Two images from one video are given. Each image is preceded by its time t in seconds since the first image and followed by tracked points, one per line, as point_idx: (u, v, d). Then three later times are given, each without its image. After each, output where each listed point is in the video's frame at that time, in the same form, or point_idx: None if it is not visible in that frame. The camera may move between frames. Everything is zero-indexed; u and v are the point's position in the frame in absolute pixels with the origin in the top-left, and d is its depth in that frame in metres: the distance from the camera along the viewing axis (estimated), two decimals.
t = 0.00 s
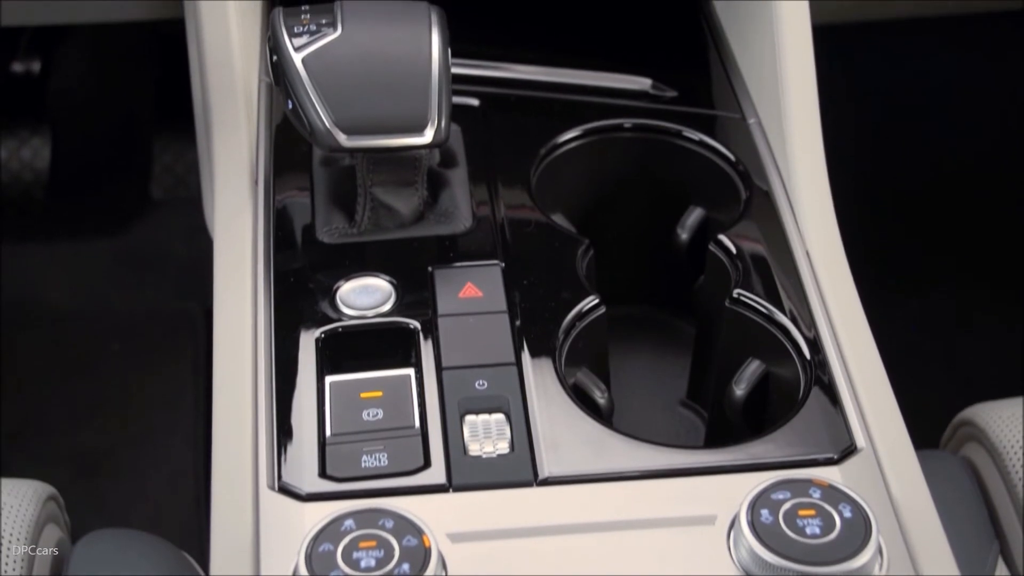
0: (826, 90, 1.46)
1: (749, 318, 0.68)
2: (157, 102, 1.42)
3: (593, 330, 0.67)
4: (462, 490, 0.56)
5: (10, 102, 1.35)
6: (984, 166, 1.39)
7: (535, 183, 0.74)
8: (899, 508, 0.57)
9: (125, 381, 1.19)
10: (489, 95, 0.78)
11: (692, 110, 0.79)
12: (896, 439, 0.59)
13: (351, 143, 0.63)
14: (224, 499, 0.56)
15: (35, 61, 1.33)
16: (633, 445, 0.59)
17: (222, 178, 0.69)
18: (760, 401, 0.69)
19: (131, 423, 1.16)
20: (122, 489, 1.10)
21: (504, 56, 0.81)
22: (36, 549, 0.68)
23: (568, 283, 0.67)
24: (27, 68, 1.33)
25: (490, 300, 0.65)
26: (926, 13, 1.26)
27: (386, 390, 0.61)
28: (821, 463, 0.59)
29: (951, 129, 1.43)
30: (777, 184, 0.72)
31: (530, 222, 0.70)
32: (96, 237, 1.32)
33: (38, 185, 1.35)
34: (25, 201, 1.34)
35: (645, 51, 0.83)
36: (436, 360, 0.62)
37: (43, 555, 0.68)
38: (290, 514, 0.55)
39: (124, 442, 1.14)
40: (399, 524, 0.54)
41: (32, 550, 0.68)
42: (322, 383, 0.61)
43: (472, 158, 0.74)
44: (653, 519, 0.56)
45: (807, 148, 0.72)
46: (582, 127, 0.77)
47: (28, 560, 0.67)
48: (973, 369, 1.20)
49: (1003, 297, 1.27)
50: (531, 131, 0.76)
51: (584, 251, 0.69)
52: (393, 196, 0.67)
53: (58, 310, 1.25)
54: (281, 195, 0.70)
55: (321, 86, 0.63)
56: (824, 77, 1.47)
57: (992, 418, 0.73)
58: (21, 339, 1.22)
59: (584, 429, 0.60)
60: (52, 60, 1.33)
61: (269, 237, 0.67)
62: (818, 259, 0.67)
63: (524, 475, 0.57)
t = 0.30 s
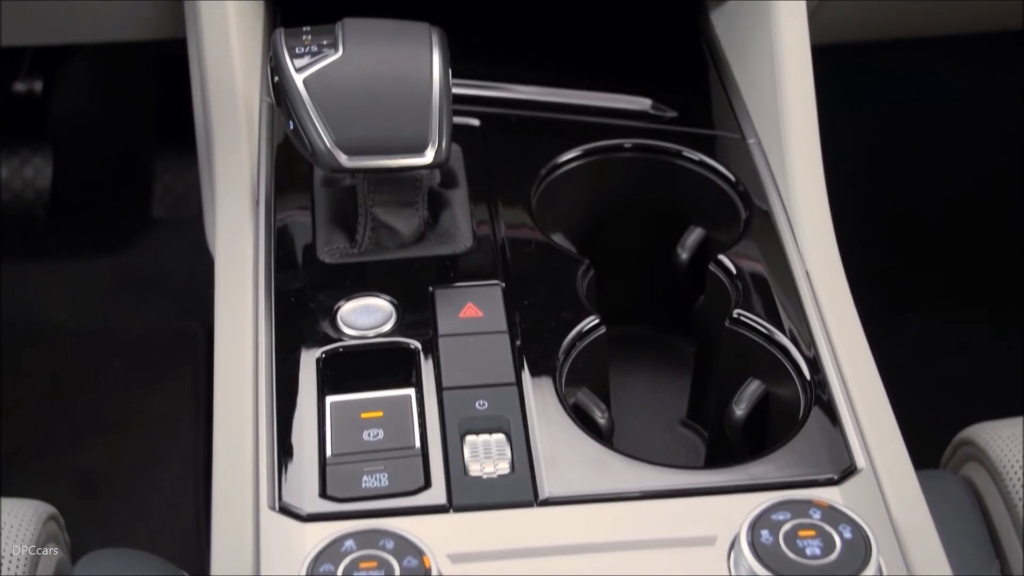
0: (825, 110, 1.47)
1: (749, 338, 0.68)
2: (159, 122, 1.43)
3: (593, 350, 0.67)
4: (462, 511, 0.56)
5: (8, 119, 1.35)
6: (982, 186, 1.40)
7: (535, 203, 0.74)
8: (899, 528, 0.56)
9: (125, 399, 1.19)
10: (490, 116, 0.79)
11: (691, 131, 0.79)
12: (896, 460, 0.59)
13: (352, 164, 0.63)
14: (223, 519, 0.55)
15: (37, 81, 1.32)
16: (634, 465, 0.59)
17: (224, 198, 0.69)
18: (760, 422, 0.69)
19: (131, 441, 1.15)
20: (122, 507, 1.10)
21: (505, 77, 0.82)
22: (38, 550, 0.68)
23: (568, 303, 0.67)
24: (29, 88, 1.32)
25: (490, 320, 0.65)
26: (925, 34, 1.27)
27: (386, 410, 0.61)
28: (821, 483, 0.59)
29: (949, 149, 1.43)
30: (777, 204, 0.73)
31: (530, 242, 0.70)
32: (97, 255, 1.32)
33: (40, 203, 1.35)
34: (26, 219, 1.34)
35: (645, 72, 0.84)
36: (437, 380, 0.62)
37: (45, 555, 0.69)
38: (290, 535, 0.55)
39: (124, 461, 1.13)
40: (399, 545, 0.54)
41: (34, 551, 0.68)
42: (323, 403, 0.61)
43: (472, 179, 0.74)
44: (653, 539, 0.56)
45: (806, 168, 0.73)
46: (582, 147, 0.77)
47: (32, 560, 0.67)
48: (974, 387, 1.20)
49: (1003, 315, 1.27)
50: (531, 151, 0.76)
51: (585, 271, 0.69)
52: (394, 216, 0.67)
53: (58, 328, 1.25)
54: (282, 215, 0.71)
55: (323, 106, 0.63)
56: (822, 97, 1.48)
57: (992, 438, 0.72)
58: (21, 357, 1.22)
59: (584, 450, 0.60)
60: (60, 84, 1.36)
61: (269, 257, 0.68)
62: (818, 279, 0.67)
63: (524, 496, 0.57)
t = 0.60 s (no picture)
0: (824, 127, 1.47)
1: (749, 357, 0.68)
2: (160, 139, 1.44)
3: (592, 369, 0.67)
4: (462, 530, 0.56)
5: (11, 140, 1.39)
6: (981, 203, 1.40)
7: (536, 222, 0.74)
8: (900, 547, 0.56)
9: (124, 416, 1.18)
10: (490, 134, 0.79)
11: (691, 149, 0.80)
12: (896, 479, 0.59)
13: (353, 182, 0.63)
14: (223, 538, 0.55)
15: (38, 98, 1.38)
16: (634, 484, 0.59)
17: (225, 216, 0.70)
18: (761, 440, 0.69)
19: (130, 458, 1.15)
20: (121, 525, 1.10)
21: (505, 96, 0.82)
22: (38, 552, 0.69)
23: (568, 321, 0.67)
24: (31, 105, 1.37)
25: (490, 338, 0.65)
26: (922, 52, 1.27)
27: (386, 429, 0.61)
28: (821, 502, 0.59)
29: (948, 167, 1.44)
30: (777, 223, 0.73)
31: (530, 259, 0.71)
32: (97, 271, 1.32)
33: (40, 220, 1.36)
34: (26, 235, 1.34)
35: (645, 92, 0.84)
36: (437, 399, 0.62)
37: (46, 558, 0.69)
38: (290, 553, 0.55)
39: (122, 478, 1.13)
40: (399, 563, 0.54)
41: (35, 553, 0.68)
42: (323, 422, 0.61)
43: (473, 197, 0.74)
44: (653, 558, 0.56)
45: (807, 186, 0.73)
46: (582, 165, 0.78)
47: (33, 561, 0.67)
48: (973, 405, 1.20)
49: (1003, 332, 1.27)
50: (532, 169, 0.77)
51: (585, 290, 0.70)
52: (394, 234, 0.68)
53: (58, 344, 1.25)
54: (283, 232, 0.71)
55: (324, 125, 0.64)
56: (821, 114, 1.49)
57: (994, 457, 0.72)
58: (20, 373, 1.22)
59: (585, 469, 0.60)
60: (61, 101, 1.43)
61: (271, 275, 0.68)
62: (817, 297, 0.68)
63: (524, 514, 0.57)
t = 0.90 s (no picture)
0: (824, 147, 1.48)
1: (749, 379, 0.68)
2: (162, 160, 1.44)
3: (592, 391, 0.67)
4: (462, 553, 0.56)
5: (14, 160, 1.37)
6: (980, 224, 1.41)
7: (536, 243, 0.75)
8: (900, 570, 0.56)
9: (124, 437, 1.18)
10: (490, 156, 0.80)
11: (691, 172, 0.80)
12: (896, 502, 0.59)
13: (354, 206, 0.63)
14: (223, 562, 0.55)
15: (40, 120, 1.39)
16: (634, 507, 0.59)
17: (226, 239, 0.70)
18: (761, 462, 0.69)
19: (130, 480, 1.15)
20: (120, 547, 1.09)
21: (506, 119, 0.83)
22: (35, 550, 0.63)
23: (568, 343, 0.67)
24: (32, 126, 1.38)
25: (490, 361, 0.65)
26: (919, 75, 1.28)
27: (387, 451, 0.61)
28: (821, 525, 0.59)
29: (947, 188, 1.44)
30: (776, 245, 0.73)
31: (531, 281, 0.71)
32: (98, 292, 1.32)
33: (41, 241, 1.35)
34: (26, 256, 1.34)
35: (645, 115, 0.85)
36: (437, 421, 0.62)
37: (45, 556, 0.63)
38: None
39: (120, 500, 1.13)
40: None
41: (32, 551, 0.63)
42: (324, 444, 0.61)
43: (473, 220, 0.75)
44: None
45: (807, 209, 0.73)
46: (582, 188, 0.78)
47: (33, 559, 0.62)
48: (973, 426, 1.20)
49: (1002, 353, 1.27)
50: (532, 192, 0.77)
51: (585, 312, 0.70)
52: (394, 256, 0.68)
53: (58, 365, 1.24)
54: (284, 254, 0.71)
55: (325, 148, 0.64)
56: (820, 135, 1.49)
57: (993, 479, 0.72)
58: (20, 394, 1.21)
59: (586, 491, 0.60)
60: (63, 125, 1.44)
61: (272, 297, 0.68)
62: (817, 320, 0.68)
63: (524, 537, 0.57)
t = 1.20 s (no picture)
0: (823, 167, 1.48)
1: (749, 400, 0.68)
2: (164, 181, 1.45)
3: (592, 412, 0.67)
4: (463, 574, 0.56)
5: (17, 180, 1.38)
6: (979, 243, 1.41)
7: (536, 264, 0.75)
8: None
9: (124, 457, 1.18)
10: (491, 177, 0.80)
11: (691, 193, 0.80)
12: (897, 523, 0.59)
13: (355, 227, 0.63)
14: None
15: (42, 139, 1.40)
16: (634, 528, 0.59)
17: (227, 259, 0.70)
18: (761, 483, 0.69)
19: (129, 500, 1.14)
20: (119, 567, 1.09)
21: (506, 140, 0.83)
22: None
23: (568, 365, 0.67)
24: (34, 145, 1.40)
25: (491, 382, 0.65)
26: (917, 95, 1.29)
27: (388, 473, 0.61)
28: (821, 547, 0.58)
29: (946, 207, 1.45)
30: (776, 266, 0.73)
31: (531, 302, 0.71)
32: (99, 311, 1.32)
33: (42, 261, 1.34)
34: (28, 275, 1.33)
35: (645, 136, 0.85)
36: (438, 442, 0.62)
37: None
38: None
39: (117, 519, 1.12)
40: None
41: None
42: (324, 466, 0.61)
43: (474, 241, 0.75)
44: None
45: (806, 229, 0.74)
46: (582, 209, 0.78)
47: None
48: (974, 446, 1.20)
49: (1002, 372, 1.28)
50: (533, 213, 0.77)
51: (586, 333, 0.70)
52: (395, 277, 0.68)
53: (58, 384, 1.24)
54: (285, 274, 0.71)
55: (326, 169, 0.64)
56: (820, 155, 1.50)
57: (992, 499, 0.72)
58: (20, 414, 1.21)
59: (586, 513, 0.60)
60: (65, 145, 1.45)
61: (273, 318, 0.68)
62: (817, 341, 0.68)
63: (524, 559, 0.57)
